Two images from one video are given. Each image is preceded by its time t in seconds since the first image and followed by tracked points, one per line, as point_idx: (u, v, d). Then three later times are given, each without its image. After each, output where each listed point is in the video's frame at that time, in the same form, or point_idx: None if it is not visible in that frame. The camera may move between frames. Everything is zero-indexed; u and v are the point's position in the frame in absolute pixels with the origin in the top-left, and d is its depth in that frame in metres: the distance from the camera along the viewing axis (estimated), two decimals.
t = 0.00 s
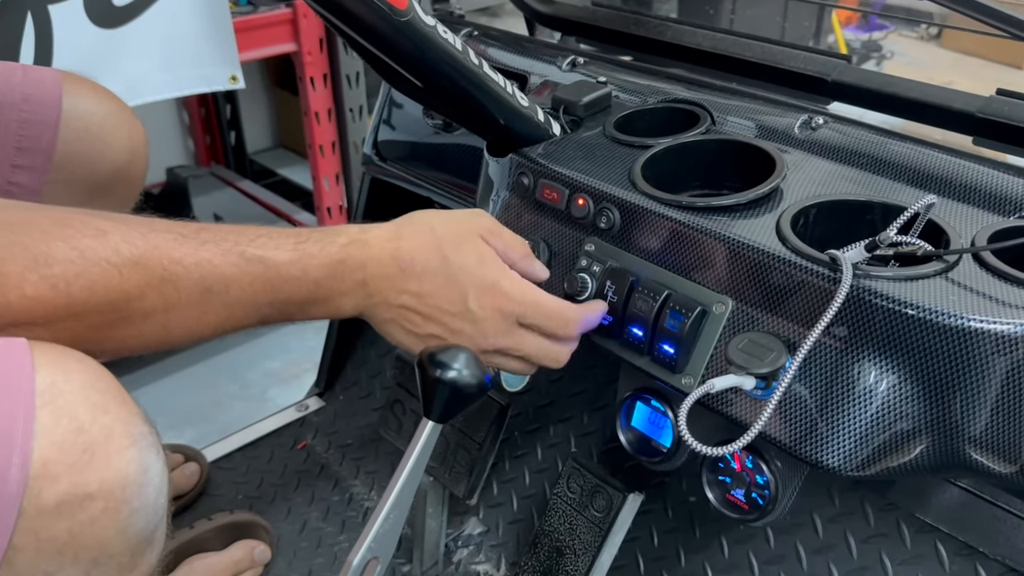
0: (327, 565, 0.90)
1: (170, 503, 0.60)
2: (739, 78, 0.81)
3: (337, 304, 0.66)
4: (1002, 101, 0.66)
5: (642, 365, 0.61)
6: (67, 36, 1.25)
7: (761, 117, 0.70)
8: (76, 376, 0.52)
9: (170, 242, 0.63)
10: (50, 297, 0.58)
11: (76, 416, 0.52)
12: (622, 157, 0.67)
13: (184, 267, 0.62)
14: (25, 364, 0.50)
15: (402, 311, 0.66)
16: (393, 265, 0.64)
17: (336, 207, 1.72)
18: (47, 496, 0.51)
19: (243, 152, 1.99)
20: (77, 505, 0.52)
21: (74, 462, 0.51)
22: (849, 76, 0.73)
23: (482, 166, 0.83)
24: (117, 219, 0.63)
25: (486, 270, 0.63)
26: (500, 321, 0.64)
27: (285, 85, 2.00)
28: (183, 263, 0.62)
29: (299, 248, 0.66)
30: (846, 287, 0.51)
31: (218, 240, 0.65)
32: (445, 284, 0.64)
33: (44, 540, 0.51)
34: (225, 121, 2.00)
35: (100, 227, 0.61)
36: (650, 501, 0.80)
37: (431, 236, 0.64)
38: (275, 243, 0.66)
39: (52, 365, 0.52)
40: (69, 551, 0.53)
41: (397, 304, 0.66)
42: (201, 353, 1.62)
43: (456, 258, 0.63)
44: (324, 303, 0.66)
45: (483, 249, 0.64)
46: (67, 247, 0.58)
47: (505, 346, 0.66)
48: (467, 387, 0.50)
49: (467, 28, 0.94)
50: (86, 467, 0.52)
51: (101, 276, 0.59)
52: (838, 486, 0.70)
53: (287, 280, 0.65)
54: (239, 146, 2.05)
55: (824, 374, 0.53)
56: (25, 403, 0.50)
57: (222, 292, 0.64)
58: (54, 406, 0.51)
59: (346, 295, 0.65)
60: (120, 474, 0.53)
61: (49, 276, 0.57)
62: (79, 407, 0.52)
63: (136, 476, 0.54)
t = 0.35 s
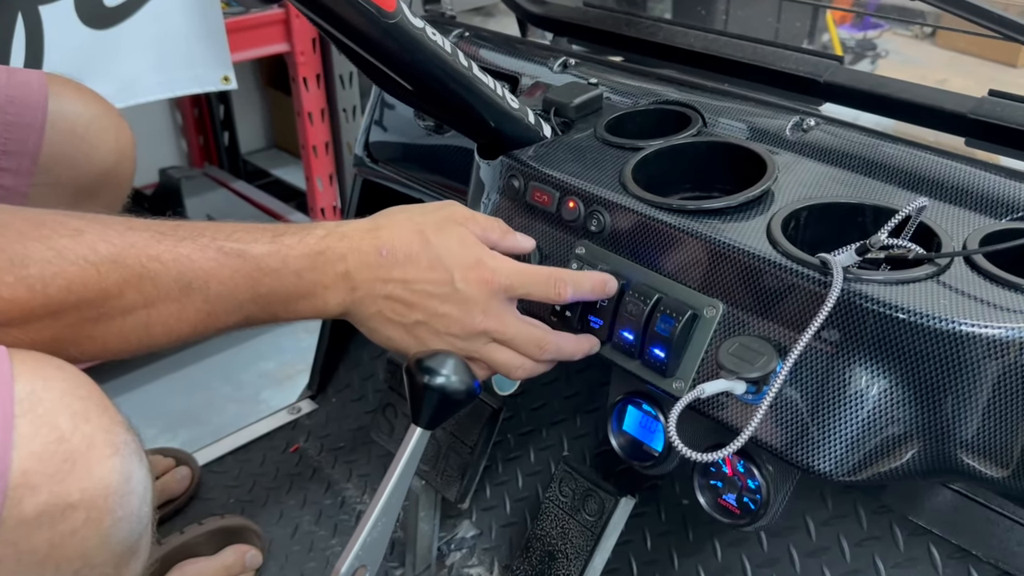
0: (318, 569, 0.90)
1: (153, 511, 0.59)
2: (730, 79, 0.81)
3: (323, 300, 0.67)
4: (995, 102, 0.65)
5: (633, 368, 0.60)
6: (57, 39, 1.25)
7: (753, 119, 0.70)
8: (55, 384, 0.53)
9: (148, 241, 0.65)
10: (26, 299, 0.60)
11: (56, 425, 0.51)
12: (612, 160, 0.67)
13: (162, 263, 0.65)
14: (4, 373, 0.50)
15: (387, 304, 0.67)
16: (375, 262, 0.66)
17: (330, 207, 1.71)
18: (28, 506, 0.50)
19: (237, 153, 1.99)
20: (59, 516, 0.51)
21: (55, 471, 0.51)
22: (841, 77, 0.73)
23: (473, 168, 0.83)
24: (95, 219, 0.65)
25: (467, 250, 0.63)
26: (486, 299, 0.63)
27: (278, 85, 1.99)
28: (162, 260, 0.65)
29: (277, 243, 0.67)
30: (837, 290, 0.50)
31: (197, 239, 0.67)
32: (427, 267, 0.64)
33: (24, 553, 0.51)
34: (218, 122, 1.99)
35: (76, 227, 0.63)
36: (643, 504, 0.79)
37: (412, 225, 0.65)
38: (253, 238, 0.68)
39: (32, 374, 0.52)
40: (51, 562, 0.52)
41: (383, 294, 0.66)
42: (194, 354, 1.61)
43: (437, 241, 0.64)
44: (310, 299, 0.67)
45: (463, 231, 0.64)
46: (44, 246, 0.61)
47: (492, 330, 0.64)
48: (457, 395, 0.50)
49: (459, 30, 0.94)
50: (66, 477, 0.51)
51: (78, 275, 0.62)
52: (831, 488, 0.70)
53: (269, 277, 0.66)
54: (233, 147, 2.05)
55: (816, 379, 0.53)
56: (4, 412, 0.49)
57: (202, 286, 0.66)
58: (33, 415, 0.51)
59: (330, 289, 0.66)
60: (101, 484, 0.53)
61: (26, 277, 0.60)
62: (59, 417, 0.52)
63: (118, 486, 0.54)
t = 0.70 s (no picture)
0: (312, 572, 0.89)
1: (144, 516, 0.59)
2: (723, 79, 0.80)
3: (314, 296, 0.66)
4: (989, 102, 0.65)
5: (627, 369, 0.60)
6: (49, 40, 1.24)
7: (746, 119, 0.70)
8: (42, 390, 0.52)
9: (134, 239, 0.66)
10: (12, 299, 0.61)
11: (44, 431, 0.51)
12: (606, 160, 0.67)
13: (147, 261, 0.65)
14: None
15: (380, 299, 0.66)
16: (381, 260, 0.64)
17: (324, 208, 1.71)
18: (16, 513, 0.50)
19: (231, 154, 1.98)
20: (47, 522, 0.51)
21: (44, 478, 0.51)
22: (835, 77, 0.72)
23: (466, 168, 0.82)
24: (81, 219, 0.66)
25: (461, 243, 0.63)
26: (481, 290, 0.62)
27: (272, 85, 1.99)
28: (146, 258, 0.65)
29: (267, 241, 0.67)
30: (830, 291, 0.50)
31: (182, 238, 0.67)
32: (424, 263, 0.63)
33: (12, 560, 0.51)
34: (212, 122, 1.98)
35: (60, 226, 0.64)
36: (637, 505, 0.79)
37: (403, 221, 0.65)
38: (241, 234, 0.68)
39: (18, 380, 0.52)
40: (40, 569, 0.52)
41: (376, 288, 0.65)
42: (187, 356, 1.61)
43: (432, 236, 0.64)
44: (301, 294, 0.66)
45: (455, 225, 0.64)
46: (25, 245, 0.62)
47: (486, 324, 0.63)
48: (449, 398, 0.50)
49: (452, 30, 0.94)
50: (55, 484, 0.51)
51: (62, 273, 0.63)
52: (825, 489, 0.70)
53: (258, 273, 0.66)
54: (227, 147, 2.04)
55: (809, 380, 0.53)
56: None
57: (188, 282, 0.66)
58: (21, 422, 0.50)
59: (322, 284, 0.66)
60: (90, 490, 0.53)
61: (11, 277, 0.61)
62: (48, 423, 0.51)
63: (108, 493, 0.54)
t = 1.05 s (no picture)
0: (305, 572, 0.90)
1: (135, 516, 0.59)
2: (713, 79, 0.81)
3: (304, 298, 0.67)
4: (976, 101, 0.66)
5: (616, 370, 0.61)
6: (40, 40, 1.24)
7: (736, 119, 0.70)
8: (31, 389, 0.52)
9: (125, 247, 0.65)
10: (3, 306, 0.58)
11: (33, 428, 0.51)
12: (596, 161, 0.67)
13: (138, 268, 0.64)
14: None
15: (364, 312, 0.67)
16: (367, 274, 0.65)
17: (318, 208, 1.71)
18: (5, 510, 0.50)
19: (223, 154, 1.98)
20: (37, 520, 0.51)
21: (33, 475, 0.51)
22: (824, 77, 0.73)
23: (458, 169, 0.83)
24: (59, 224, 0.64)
25: (448, 262, 0.64)
26: (461, 312, 0.64)
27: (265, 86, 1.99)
28: (137, 265, 0.64)
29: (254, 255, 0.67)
30: (817, 291, 0.51)
31: (165, 246, 0.66)
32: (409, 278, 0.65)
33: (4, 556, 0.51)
34: (205, 123, 1.98)
35: (51, 232, 0.62)
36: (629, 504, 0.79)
37: (391, 234, 0.65)
38: (230, 245, 0.68)
39: (7, 378, 0.52)
40: (30, 567, 0.52)
41: (359, 302, 0.67)
42: (180, 357, 1.61)
43: (417, 253, 0.64)
44: (294, 293, 0.67)
45: (444, 241, 0.65)
46: (22, 252, 0.59)
47: (471, 341, 0.66)
48: (437, 398, 0.50)
49: (443, 31, 0.94)
50: (44, 481, 0.51)
51: (55, 278, 0.60)
52: (816, 487, 0.70)
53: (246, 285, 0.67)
54: (220, 148, 2.04)
55: (797, 378, 0.53)
56: None
57: (178, 292, 0.66)
58: (11, 419, 0.51)
59: (313, 290, 0.67)
60: (80, 488, 0.53)
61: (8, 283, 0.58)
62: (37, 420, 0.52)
63: (97, 490, 0.54)
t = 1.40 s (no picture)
0: (305, 572, 0.90)
1: (138, 515, 0.59)
2: (709, 78, 0.81)
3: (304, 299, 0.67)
4: (972, 100, 0.66)
5: (617, 367, 0.61)
6: (35, 41, 1.24)
7: (733, 118, 0.71)
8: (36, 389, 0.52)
9: (125, 257, 0.60)
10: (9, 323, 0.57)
11: (39, 428, 0.51)
12: (594, 160, 0.67)
13: (153, 297, 0.60)
14: None
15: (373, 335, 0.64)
16: (405, 297, 0.59)
17: (313, 209, 1.71)
18: (12, 509, 0.50)
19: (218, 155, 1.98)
20: (42, 519, 0.51)
21: (38, 474, 0.51)
22: (820, 76, 0.73)
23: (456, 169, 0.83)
24: (87, 235, 0.62)
25: (453, 326, 0.60)
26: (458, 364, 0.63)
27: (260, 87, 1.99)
28: (150, 293, 0.60)
29: (301, 277, 0.59)
30: (816, 287, 0.51)
31: (196, 261, 0.60)
32: (439, 295, 0.59)
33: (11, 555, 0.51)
34: (199, 124, 1.98)
35: (68, 253, 0.59)
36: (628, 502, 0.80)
37: (402, 288, 0.59)
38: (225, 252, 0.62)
39: (13, 378, 0.51)
40: (36, 564, 0.52)
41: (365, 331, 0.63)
42: (177, 358, 1.61)
43: (428, 310, 0.59)
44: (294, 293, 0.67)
45: (459, 306, 0.59)
46: (30, 273, 0.58)
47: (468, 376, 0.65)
48: (440, 395, 0.50)
49: (440, 31, 0.94)
50: (49, 480, 0.51)
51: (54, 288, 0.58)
52: (814, 484, 0.70)
53: (278, 310, 0.60)
54: (214, 149, 2.04)
55: (796, 375, 0.53)
56: None
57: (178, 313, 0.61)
58: (16, 418, 0.51)
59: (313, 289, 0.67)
60: (85, 487, 0.53)
61: (11, 306, 0.57)
62: (43, 420, 0.52)
63: (102, 489, 0.54)
